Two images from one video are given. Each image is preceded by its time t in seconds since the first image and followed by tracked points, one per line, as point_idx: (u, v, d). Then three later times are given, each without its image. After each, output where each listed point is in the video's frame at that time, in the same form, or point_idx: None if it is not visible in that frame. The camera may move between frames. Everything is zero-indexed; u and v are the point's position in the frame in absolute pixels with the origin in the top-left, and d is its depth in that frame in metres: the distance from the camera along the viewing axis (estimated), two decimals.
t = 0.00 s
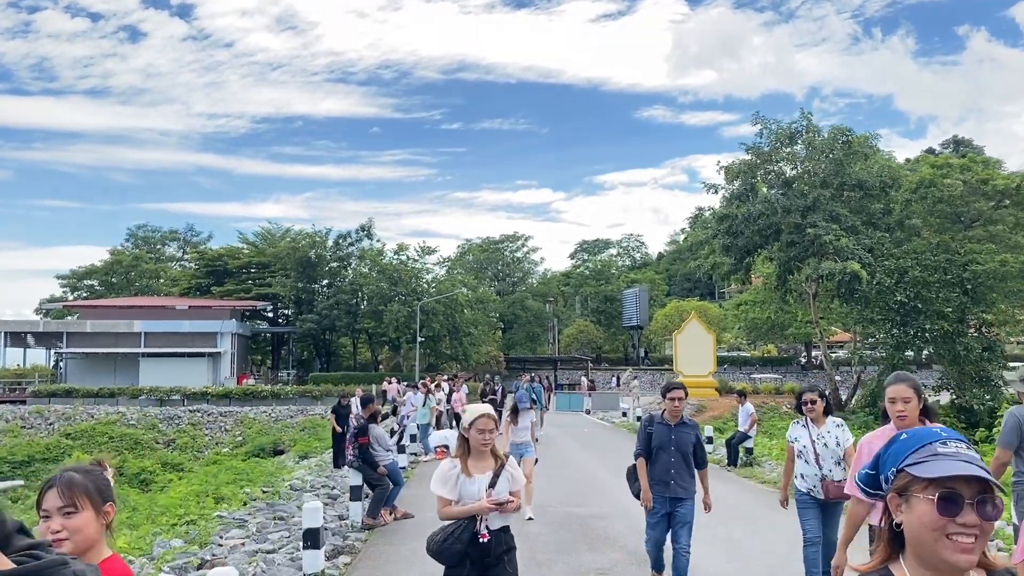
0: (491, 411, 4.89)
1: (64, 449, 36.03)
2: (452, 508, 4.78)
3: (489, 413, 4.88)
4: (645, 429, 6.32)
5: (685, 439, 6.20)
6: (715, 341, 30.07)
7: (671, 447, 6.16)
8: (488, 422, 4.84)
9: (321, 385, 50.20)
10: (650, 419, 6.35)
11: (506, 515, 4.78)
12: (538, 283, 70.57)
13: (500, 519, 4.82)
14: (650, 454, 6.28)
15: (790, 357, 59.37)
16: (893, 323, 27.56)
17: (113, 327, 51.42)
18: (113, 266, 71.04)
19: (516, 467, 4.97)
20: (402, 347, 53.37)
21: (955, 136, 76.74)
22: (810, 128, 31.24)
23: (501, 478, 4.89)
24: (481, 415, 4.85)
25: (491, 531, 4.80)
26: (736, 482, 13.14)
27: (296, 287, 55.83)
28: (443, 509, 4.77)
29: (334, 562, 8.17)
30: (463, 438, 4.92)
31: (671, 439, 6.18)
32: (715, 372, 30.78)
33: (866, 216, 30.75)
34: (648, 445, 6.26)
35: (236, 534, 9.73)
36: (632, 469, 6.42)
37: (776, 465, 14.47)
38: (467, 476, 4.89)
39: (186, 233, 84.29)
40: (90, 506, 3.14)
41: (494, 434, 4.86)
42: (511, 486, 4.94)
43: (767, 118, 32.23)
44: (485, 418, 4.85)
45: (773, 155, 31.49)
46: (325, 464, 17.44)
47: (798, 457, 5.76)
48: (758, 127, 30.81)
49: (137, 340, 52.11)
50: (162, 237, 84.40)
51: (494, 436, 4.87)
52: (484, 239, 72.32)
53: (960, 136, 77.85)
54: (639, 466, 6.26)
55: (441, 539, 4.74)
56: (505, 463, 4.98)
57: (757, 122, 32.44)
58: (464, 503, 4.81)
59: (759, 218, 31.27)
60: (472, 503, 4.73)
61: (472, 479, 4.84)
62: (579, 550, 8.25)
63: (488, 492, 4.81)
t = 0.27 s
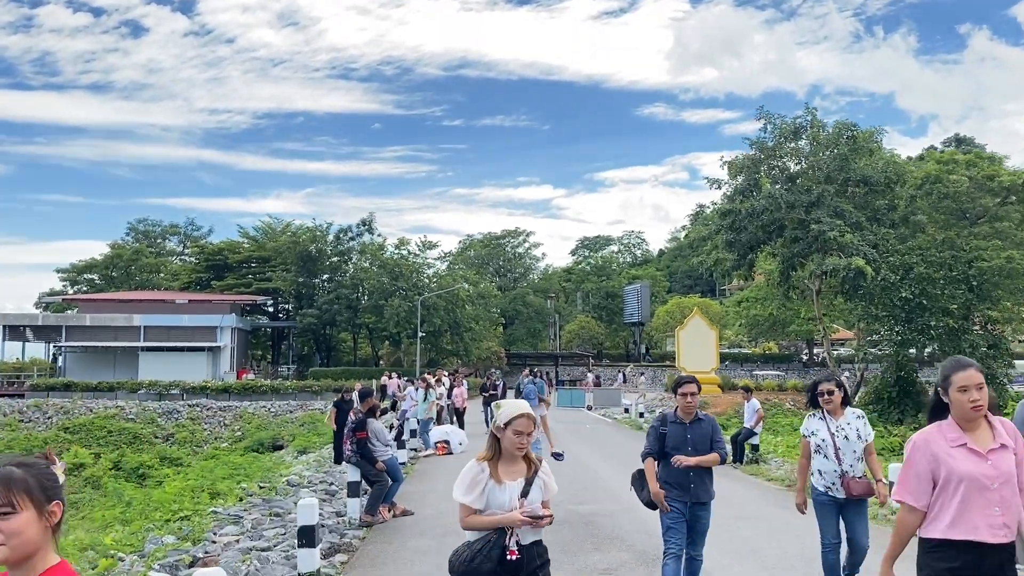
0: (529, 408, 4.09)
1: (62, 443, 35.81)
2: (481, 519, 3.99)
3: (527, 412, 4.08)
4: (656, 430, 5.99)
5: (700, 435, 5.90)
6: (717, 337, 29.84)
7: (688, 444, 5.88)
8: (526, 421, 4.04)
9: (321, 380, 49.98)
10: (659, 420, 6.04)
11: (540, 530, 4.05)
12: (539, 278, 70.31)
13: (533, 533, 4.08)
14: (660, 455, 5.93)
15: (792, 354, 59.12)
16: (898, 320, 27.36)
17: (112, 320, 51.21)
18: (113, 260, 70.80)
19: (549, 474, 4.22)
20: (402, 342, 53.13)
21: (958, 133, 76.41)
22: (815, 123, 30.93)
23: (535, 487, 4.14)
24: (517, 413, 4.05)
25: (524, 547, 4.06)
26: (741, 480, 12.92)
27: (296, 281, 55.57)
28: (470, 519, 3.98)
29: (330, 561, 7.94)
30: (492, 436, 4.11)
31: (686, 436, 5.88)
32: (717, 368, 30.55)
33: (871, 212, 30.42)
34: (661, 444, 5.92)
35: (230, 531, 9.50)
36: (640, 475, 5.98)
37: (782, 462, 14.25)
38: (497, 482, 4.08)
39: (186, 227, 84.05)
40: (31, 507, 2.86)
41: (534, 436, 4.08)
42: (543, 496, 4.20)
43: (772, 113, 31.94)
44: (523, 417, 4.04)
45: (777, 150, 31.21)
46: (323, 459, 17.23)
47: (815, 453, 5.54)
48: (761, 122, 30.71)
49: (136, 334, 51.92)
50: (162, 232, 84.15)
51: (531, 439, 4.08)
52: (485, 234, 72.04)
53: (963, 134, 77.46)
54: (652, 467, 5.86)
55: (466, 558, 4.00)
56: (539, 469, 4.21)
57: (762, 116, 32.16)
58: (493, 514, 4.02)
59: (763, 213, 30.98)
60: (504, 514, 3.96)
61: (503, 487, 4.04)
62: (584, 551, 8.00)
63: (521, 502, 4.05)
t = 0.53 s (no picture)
0: (561, 416, 3.55)
1: (55, 441, 35.47)
2: (504, 546, 3.47)
3: (559, 423, 3.53)
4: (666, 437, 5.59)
5: (710, 443, 5.53)
6: (719, 337, 29.53)
7: (696, 453, 5.52)
8: (559, 431, 3.50)
9: (317, 378, 49.68)
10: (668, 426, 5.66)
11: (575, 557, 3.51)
12: (538, 277, 70.04)
13: (567, 561, 3.58)
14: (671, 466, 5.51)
15: (791, 354, 58.90)
16: (901, 320, 27.11)
17: (107, 317, 50.85)
18: (109, 257, 70.38)
19: (588, 490, 3.66)
20: (400, 340, 52.84)
21: (958, 133, 76.17)
22: (817, 121, 30.64)
23: (570, 507, 3.58)
24: (548, 423, 3.51)
25: None
26: (746, 483, 12.60)
27: (293, 279, 55.18)
28: (491, 547, 3.47)
29: (322, 569, 7.61)
30: (518, 449, 3.57)
31: (696, 444, 5.53)
32: (718, 368, 30.29)
33: (873, 211, 30.09)
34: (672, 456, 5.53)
35: (219, 536, 9.20)
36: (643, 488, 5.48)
37: (787, 464, 13.95)
38: (526, 503, 3.52)
39: (183, 224, 83.68)
40: None
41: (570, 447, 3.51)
42: (580, 517, 3.64)
43: (774, 110, 31.69)
44: (555, 428, 3.50)
45: (779, 148, 30.93)
46: (318, 459, 16.92)
47: (838, 466, 5.22)
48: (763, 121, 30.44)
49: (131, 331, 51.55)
50: (159, 228, 83.80)
51: (565, 451, 3.53)
52: (484, 233, 71.74)
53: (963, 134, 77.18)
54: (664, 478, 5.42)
55: None
56: (577, 484, 3.64)
57: (764, 114, 31.91)
58: (517, 539, 3.50)
59: (765, 211, 30.69)
60: (532, 540, 3.43)
61: (535, 509, 3.50)
62: (587, 558, 7.67)
63: (554, 525, 3.50)
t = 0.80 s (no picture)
0: (594, 417, 3.22)
1: (51, 439, 35.29)
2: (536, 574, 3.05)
3: (593, 424, 3.19)
4: (678, 442, 4.85)
5: (726, 451, 4.81)
6: (719, 336, 29.35)
7: (712, 462, 4.78)
8: (592, 435, 3.15)
9: (315, 377, 49.49)
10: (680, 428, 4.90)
11: None
12: (537, 276, 69.82)
13: None
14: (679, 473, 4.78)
15: (791, 353, 58.72)
16: (903, 319, 26.92)
17: (105, 315, 50.68)
18: (107, 254, 70.20)
19: (627, 508, 3.27)
20: (399, 338, 52.65)
21: (959, 133, 75.90)
22: (818, 119, 30.41)
23: (608, 527, 3.20)
24: (581, 425, 3.16)
25: None
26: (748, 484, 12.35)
27: (291, 277, 54.95)
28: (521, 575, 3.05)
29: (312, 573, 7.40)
30: (545, 457, 3.23)
31: (711, 451, 4.79)
32: (718, 367, 30.14)
33: (875, 209, 29.85)
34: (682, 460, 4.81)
35: (209, 538, 9.01)
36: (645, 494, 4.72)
37: (789, 465, 13.70)
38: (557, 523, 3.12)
39: (182, 222, 83.49)
40: None
41: (604, 456, 3.15)
42: (619, 539, 3.24)
43: (775, 108, 31.48)
44: (587, 431, 3.16)
45: (780, 147, 30.71)
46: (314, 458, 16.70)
47: (871, 471, 4.84)
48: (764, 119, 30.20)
49: (129, 329, 51.37)
50: (158, 226, 83.64)
51: (600, 458, 3.18)
52: (483, 231, 71.52)
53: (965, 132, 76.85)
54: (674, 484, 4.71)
55: None
56: (615, 502, 3.26)
57: (765, 112, 31.72)
58: (550, 565, 3.08)
59: (765, 210, 30.46)
60: (567, 564, 3.01)
61: (568, 527, 3.10)
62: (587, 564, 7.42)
63: (593, 546, 3.12)
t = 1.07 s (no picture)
0: (658, 439, 2.82)
1: (41, 440, 34.77)
2: None
3: (656, 447, 2.80)
4: (707, 462, 4.42)
5: (763, 473, 4.40)
6: (719, 337, 28.95)
7: (745, 486, 4.34)
8: (656, 462, 2.76)
9: (309, 377, 49.00)
10: (708, 448, 4.48)
11: None
12: (534, 276, 69.40)
13: None
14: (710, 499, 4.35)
15: (789, 355, 58.38)
16: (905, 320, 26.56)
17: (97, 314, 50.11)
18: (100, 253, 69.58)
19: (694, 551, 2.82)
20: (394, 339, 52.14)
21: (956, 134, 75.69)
22: (819, 118, 30.01)
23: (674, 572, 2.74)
24: (642, 448, 2.77)
25: None
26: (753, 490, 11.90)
27: (286, 277, 54.45)
28: None
29: None
30: (594, 483, 2.82)
31: (743, 473, 4.36)
32: (718, 369, 29.76)
33: (876, 209, 29.46)
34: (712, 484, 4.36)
35: (193, 546, 8.58)
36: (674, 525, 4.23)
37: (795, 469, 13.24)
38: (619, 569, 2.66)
39: (175, 221, 82.87)
40: None
41: (670, 487, 2.74)
42: None
43: (776, 106, 31.09)
44: (651, 452, 2.77)
45: (781, 146, 30.31)
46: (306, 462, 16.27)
47: (912, 494, 4.51)
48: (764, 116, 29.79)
49: (121, 329, 50.83)
50: (151, 225, 83.00)
51: (664, 491, 2.76)
52: (479, 231, 71.06)
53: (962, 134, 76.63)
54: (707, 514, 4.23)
55: None
56: (679, 545, 2.81)
57: (765, 110, 31.33)
58: None
59: (766, 209, 30.06)
60: None
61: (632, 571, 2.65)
62: None
63: None
